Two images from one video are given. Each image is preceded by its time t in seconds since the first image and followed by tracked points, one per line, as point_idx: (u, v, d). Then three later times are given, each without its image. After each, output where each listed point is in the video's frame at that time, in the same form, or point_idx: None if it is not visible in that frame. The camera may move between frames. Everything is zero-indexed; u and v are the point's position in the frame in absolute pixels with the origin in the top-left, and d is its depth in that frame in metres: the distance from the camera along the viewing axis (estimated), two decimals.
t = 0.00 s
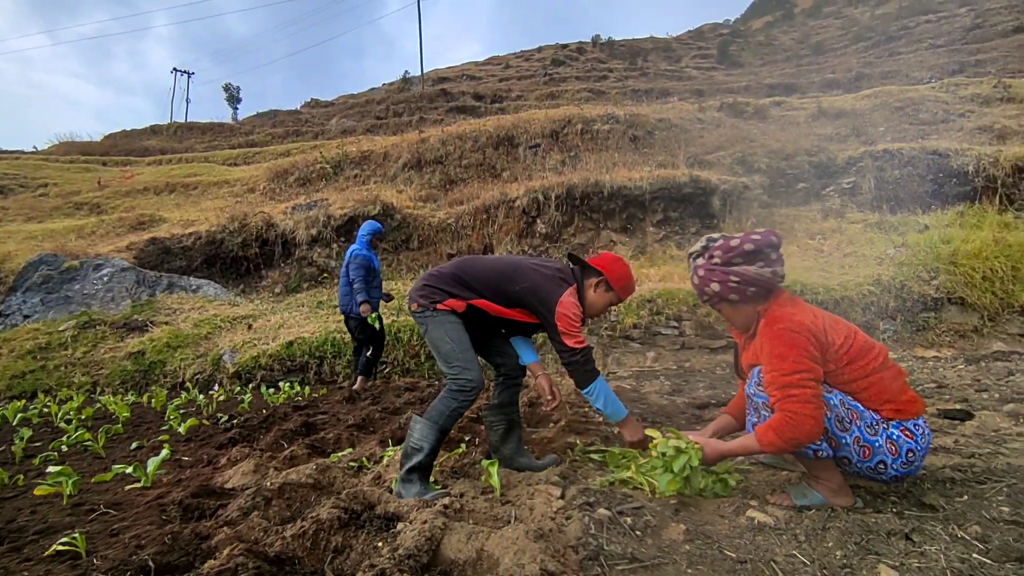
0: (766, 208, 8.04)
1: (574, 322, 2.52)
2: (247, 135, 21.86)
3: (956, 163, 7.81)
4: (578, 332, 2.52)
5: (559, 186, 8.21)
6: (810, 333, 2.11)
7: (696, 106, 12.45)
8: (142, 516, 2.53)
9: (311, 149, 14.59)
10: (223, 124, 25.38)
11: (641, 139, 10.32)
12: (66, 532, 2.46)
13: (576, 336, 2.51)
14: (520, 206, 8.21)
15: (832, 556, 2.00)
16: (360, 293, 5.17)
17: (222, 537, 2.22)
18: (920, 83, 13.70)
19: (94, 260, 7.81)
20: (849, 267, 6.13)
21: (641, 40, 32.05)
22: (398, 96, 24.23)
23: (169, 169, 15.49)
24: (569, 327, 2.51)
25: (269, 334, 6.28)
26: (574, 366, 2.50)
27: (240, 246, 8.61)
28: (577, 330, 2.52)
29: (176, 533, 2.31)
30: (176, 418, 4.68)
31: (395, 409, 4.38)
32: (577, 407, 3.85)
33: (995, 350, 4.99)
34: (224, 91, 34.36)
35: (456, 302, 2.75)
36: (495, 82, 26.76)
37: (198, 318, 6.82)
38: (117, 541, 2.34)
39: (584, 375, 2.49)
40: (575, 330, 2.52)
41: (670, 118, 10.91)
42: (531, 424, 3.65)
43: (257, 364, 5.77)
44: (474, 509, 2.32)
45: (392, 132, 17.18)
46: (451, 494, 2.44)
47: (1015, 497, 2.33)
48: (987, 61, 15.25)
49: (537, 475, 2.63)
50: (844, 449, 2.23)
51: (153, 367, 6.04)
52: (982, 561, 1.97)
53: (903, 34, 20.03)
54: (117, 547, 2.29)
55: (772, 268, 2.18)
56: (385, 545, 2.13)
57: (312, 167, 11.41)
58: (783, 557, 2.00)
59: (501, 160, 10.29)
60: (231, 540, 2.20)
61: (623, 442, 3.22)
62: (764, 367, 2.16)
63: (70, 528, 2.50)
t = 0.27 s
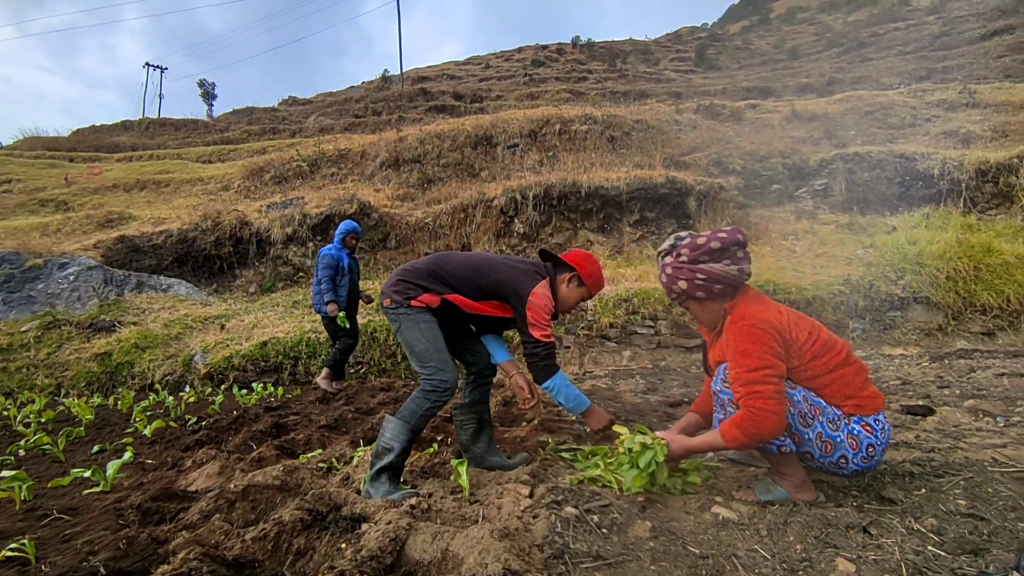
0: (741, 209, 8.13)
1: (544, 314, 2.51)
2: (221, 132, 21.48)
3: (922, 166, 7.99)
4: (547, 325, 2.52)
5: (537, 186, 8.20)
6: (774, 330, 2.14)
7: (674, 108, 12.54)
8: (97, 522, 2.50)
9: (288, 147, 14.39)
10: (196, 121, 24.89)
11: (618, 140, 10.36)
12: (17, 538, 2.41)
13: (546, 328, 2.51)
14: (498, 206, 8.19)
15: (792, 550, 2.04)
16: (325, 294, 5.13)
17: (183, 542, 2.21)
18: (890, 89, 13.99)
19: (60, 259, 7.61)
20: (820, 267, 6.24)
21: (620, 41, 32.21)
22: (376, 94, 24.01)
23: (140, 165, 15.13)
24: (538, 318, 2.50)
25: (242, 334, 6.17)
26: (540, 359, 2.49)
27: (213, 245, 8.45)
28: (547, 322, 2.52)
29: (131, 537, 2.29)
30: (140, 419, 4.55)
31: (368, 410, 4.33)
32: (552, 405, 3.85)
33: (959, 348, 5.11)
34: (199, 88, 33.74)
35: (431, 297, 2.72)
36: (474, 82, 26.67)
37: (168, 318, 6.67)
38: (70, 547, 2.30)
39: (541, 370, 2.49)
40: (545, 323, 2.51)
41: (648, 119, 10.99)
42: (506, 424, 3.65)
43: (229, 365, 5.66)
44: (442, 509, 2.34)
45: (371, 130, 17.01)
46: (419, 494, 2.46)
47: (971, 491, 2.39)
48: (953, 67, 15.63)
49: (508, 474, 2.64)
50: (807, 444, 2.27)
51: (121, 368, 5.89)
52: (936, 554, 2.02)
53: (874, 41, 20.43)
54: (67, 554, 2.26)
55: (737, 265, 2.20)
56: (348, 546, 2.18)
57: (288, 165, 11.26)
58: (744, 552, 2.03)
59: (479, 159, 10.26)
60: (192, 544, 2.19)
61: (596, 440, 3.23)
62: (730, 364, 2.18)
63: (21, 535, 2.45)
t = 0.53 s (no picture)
0: (715, 211, 8.22)
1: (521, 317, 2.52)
2: (193, 129, 21.06)
3: (888, 171, 8.16)
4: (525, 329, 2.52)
5: (514, 186, 8.19)
6: (744, 330, 2.16)
7: (651, 110, 12.63)
8: (54, 532, 2.55)
9: (263, 145, 14.18)
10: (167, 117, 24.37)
11: (595, 141, 10.40)
12: None
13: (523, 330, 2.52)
14: (475, 206, 8.17)
15: (759, 549, 2.07)
16: (291, 296, 5.06)
17: (142, 551, 2.24)
18: (859, 95, 14.27)
19: (22, 259, 7.40)
20: (791, 268, 6.33)
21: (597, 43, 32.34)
22: (353, 93, 23.78)
23: (108, 161, 14.78)
24: (516, 321, 2.50)
25: (213, 336, 6.06)
26: (523, 364, 2.49)
27: (184, 245, 8.29)
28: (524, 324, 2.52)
29: (88, 549, 2.34)
30: (103, 425, 4.45)
31: (342, 412, 4.29)
32: (528, 406, 3.84)
33: (922, 347, 5.24)
34: (171, 83, 33.08)
35: (402, 299, 2.71)
36: (452, 82, 26.57)
37: (137, 319, 6.52)
38: (24, 560, 2.35)
39: (528, 374, 2.50)
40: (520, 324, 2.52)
41: (624, 121, 11.05)
42: (481, 425, 3.63)
43: (200, 367, 5.56)
44: (413, 513, 2.33)
45: (348, 129, 16.84)
46: (390, 499, 2.44)
47: (930, 488, 2.45)
48: (919, 75, 16.01)
49: (481, 476, 2.63)
50: (773, 443, 2.31)
51: (86, 372, 5.76)
52: (895, 551, 2.06)
53: (843, 48, 20.84)
54: (21, 566, 2.32)
55: (710, 264, 2.22)
56: (317, 553, 2.19)
57: (262, 164, 11.10)
58: (712, 552, 2.05)
59: (456, 160, 10.23)
60: (149, 554, 2.22)
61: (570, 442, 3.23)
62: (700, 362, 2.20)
63: None
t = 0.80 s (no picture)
0: (690, 212, 8.30)
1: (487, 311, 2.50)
2: (164, 125, 20.66)
3: (857, 175, 8.32)
4: (488, 322, 2.49)
5: (491, 186, 8.18)
6: (713, 307, 2.29)
7: (628, 111, 12.71)
8: (14, 539, 2.52)
9: (236, 142, 13.97)
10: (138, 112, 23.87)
11: (572, 142, 10.44)
12: None
13: (487, 324, 2.50)
14: (452, 206, 8.14)
15: (728, 547, 2.09)
16: (262, 297, 4.98)
17: (105, 559, 2.21)
18: (829, 100, 14.54)
19: None
20: (763, 270, 6.42)
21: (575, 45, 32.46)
22: (329, 91, 23.54)
23: (75, 157, 14.43)
24: (483, 315, 2.49)
25: (184, 336, 5.95)
26: (473, 354, 2.46)
27: (153, 243, 8.13)
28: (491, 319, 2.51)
29: (48, 557, 2.31)
30: (67, 429, 4.35)
31: (315, 414, 4.24)
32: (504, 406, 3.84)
33: (888, 347, 5.35)
34: (141, 78, 32.36)
35: (377, 296, 2.68)
36: (430, 81, 26.44)
37: (103, 319, 6.38)
38: None
39: (470, 364, 2.46)
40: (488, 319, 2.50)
41: (601, 122, 11.11)
42: (456, 426, 3.62)
43: (170, 369, 5.46)
44: (386, 515, 2.32)
45: (324, 127, 16.67)
46: (363, 501, 2.42)
47: (894, 484, 2.50)
48: (887, 82, 16.36)
49: (456, 477, 2.62)
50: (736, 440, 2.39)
51: (50, 373, 5.62)
52: (859, 546, 2.11)
53: (814, 54, 21.22)
54: None
55: (679, 249, 2.35)
56: (287, 558, 2.17)
57: (235, 161, 10.93)
58: (683, 550, 2.07)
59: (434, 159, 10.19)
60: (113, 562, 2.19)
61: (545, 442, 3.23)
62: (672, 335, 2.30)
63: None
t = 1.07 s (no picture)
0: (670, 214, 8.37)
1: (456, 301, 2.50)
2: (139, 121, 20.30)
3: (832, 178, 8.45)
4: (453, 311, 2.50)
5: (472, 187, 8.17)
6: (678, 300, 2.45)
7: (609, 113, 12.77)
8: None
9: (214, 140, 13.78)
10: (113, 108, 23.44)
11: (553, 143, 10.47)
12: None
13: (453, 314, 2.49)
14: (433, 206, 8.12)
15: (705, 546, 2.11)
16: (235, 299, 5.00)
17: (75, 566, 2.17)
18: (805, 104, 14.75)
19: None
20: (741, 270, 6.49)
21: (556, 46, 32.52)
22: (309, 89, 23.32)
23: (47, 153, 14.13)
24: (451, 305, 2.48)
25: (158, 337, 5.86)
26: (427, 335, 2.48)
27: (127, 242, 7.99)
28: (460, 310, 2.51)
29: (16, 565, 2.27)
30: (36, 433, 4.26)
31: (294, 416, 4.21)
32: (484, 407, 3.84)
33: (861, 346, 5.45)
34: (114, 73, 31.71)
35: (353, 295, 2.66)
36: (411, 80, 26.31)
37: (75, 320, 6.26)
38: None
39: (420, 345, 2.47)
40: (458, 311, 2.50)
41: (583, 123, 11.15)
42: (436, 427, 3.61)
43: (144, 371, 5.37)
44: (365, 518, 2.31)
45: (304, 125, 16.52)
46: (341, 504, 2.41)
47: (867, 482, 2.54)
48: (861, 87, 16.64)
49: (435, 479, 2.62)
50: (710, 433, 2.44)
51: (18, 376, 5.50)
52: (831, 543, 2.14)
53: (791, 59, 21.51)
54: None
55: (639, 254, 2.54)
56: (263, 563, 2.15)
57: (213, 160, 10.79)
58: (661, 550, 2.08)
59: (415, 159, 10.15)
60: (82, 570, 2.15)
61: (526, 442, 3.23)
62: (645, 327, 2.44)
63: None
